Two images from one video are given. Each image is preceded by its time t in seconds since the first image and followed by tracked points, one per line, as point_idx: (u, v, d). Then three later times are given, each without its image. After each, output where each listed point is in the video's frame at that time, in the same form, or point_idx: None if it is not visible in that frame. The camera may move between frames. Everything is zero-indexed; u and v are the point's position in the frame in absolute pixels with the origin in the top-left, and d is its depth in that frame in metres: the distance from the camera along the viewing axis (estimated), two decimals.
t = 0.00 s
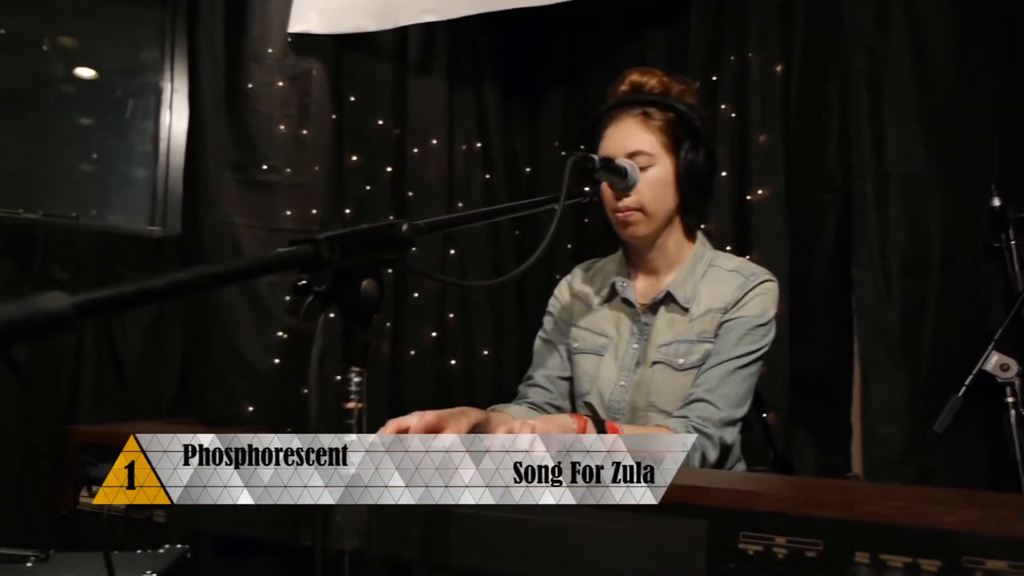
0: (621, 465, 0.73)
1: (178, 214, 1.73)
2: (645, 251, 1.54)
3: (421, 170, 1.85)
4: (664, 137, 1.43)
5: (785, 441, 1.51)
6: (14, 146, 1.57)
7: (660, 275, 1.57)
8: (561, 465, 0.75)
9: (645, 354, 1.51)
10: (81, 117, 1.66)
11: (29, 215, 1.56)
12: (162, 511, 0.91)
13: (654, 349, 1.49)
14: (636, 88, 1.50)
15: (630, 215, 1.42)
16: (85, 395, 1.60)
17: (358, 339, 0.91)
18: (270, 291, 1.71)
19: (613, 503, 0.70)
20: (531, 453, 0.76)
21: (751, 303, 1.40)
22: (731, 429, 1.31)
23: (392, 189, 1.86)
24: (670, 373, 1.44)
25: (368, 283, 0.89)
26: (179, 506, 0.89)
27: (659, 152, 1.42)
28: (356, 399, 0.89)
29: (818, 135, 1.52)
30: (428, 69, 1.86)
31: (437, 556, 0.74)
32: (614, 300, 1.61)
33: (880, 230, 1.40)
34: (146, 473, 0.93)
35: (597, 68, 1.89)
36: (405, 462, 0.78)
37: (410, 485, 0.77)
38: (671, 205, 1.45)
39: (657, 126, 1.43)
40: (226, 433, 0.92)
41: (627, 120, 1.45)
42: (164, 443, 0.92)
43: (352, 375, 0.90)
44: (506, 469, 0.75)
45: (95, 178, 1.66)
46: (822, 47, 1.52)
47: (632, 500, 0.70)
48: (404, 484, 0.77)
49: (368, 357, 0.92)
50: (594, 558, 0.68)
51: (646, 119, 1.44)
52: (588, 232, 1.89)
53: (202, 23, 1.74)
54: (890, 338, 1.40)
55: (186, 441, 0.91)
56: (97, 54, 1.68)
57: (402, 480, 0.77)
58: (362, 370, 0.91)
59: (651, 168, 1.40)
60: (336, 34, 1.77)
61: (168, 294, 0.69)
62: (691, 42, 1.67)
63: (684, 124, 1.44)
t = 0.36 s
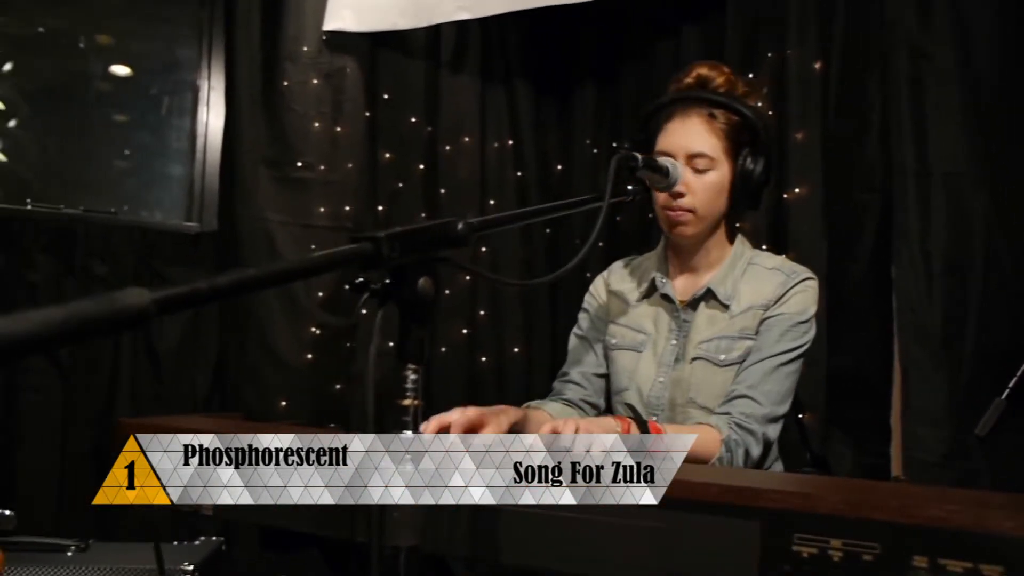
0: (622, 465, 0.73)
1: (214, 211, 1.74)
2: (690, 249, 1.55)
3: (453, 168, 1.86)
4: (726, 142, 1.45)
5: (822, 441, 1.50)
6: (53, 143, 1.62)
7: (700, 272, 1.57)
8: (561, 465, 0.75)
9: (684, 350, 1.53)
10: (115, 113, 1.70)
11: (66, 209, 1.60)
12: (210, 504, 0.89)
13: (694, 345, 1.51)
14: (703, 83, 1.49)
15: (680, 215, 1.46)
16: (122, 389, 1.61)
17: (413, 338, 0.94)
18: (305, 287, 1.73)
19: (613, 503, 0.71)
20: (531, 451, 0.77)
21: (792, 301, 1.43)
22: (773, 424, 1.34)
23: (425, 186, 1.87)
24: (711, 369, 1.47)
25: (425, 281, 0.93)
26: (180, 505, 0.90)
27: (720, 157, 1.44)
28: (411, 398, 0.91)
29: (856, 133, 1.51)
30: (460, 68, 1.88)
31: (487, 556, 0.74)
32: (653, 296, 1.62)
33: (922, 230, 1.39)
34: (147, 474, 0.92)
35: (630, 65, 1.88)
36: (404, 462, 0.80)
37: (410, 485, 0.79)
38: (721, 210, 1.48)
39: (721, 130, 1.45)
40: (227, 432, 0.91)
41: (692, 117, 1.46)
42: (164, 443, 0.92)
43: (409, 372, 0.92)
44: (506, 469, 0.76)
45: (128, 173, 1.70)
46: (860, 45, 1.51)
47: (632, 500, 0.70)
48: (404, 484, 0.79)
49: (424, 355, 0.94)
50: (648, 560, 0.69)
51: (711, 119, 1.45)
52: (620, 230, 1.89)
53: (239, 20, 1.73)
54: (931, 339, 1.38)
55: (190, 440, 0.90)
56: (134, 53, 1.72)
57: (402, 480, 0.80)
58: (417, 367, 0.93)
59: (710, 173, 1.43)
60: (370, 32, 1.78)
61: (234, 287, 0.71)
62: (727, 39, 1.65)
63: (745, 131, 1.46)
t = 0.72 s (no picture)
0: (621, 465, 0.75)
1: (273, 212, 1.75)
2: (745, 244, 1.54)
3: (507, 167, 1.87)
4: (796, 144, 1.44)
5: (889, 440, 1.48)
6: (113, 147, 1.63)
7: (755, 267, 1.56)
8: (561, 465, 0.78)
9: (743, 346, 1.52)
10: (173, 119, 1.69)
11: (128, 211, 1.63)
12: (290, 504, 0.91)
13: (753, 341, 1.50)
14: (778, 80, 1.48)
15: (743, 213, 1.45)
16: (189, 385, 1.68)
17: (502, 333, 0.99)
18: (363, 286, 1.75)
19: (612, 503, 0.73)
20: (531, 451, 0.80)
21: (852, 295, 1.41)
22: (837, 420, 1.33)
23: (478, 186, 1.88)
24: (771, 365, 1.46)
25: (513, 279, 0.97)
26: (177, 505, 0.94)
27: (788, 159, 1.44)
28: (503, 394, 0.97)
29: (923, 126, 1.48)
30: (512, 67, 1.88)
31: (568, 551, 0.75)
32: (709, 292, 1.60)
33: (995, 225, 1.36)
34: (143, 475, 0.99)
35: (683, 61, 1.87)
36: (405, 462, 0.85)
37: (410, 485, 0.85)
38: (783, 211, 1.48)
39: (792, 131, 1.44)
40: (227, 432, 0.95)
41: (766, 114, 1.45)
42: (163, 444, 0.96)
43: (500, 369, 0.98)
44: (506, 469, 0.80)
45: (185, 176, 1.70)
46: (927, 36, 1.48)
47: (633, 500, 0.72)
48: (404, 484, 0.85)
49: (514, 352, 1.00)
50: (737, 557, 0.68)
51: (785, 119, 1.44)
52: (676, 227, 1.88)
53: (298, 22, 1.77)
54: (1005, 336, 1.35)
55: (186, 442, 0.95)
56: (192, 58, 1.71)
57: (403, 480, 0.85)
58: (508, 365, 0.99)
59: (777, 174, 1.43)
60: (424, 33, 1.79)
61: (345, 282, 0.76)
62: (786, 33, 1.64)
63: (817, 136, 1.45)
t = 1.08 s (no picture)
0: (620, 466, 0.86)
1: (368, 224, 1.83)
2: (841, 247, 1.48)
3: (594, 175, 1.86)
4: (890, 142, 1.39)
5: (1012, 451, 1.42)
6: (215, 167, 1.82)
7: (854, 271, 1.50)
8: (561, 466, 0.90)
9: (848, 352, 1.48)
10: (260, 135, 1.86)
11: (231, 227, 1.77)
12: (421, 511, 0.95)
13: (857, 346, 1.47)
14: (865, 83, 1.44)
15: (838, 214, 1.39)
16: (292, 395, 1.73)
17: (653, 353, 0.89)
18: (456, 296, 1.77)
19: (614, 501, 0.85)
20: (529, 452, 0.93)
21: (959, 295, 1.35)
22: (957, 425, 1.27)
23: (566, 193, 1.87)
24: (881, 371, 1.42)
25: (662, 295, 0.88)
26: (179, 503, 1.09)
27: (884, 158, 1.38)
28: (654, 411, 0.87)
29: None
30: (598, 74, 1.86)
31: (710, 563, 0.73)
32: (805, 300, 1.55)
33: None
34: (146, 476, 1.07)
35: (775, 60, 1.82)
36: (403, 462, 1.00)
37: (410, 485, 0.97)
38: (880, 212, 1.42)
39: (886, 129, 1.39)
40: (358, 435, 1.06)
41: (859, 116, 1.41)
42: (165, 445, 1.08)
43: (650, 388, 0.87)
44: (506, 470, 0.92)
45: (273, 191, 1.86)
46: None
47: (633, 498, 0.83)
48: (405, 484, 0.97)
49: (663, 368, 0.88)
50: None
51: (878, 119, 1.39)
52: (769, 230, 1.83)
53: (387, 39, 1.80)
54: None
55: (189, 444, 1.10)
56: (281, 77, 1.89)
57: (404, 481, 0.98)
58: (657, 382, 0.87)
59: (873, 173, 1.37)
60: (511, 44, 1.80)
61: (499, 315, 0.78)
62: (888, 30, 1.60)
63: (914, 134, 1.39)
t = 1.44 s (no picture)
0: (617, 467, 1.00)
1: (473, 262, 1.87)
2: (965, 279, 1.41)
3: (698, 206, 1.82)
4: (1006, 166, 1.35)
5: None
6: (315, 210, 1.93)
7: (981, 302, 1.43)
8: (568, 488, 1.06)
9: (983, 385, 1.40)
10: (356, 176, 1.96)
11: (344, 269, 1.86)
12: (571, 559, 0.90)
13: (993, 378, 1.39)
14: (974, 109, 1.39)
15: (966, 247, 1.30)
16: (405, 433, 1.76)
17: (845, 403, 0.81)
18: (562, 331, 1.79)
19: (613, 501, 0.90)
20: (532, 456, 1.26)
21: None
22: None
23: (670, 225, 1.85)
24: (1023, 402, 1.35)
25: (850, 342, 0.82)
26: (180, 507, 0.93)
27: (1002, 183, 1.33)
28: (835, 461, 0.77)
29: None
30: (699, 104, 1.84)
31: None
32: (930, 334, 1.49)
33: None
34: (147, 472, 0.96)
35: (886, 79, 1.76)
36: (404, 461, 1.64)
37: (412, 485, 1.60)
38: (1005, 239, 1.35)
39: (1001, 155, 1.34)
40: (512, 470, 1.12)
41: (971, 144, 1.36)
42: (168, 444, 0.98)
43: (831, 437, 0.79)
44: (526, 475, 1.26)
45: (366, 229, 1.94)
46: None
47: (635, 497, 0.89)
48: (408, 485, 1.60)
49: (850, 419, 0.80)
50: None
51: (991, 145, 1.35)
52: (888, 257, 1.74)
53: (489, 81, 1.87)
54: None
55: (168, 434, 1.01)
56: (377, 121, 1.99)
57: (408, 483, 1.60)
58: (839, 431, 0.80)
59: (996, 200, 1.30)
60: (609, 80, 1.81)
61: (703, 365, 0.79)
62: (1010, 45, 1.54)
63: None
